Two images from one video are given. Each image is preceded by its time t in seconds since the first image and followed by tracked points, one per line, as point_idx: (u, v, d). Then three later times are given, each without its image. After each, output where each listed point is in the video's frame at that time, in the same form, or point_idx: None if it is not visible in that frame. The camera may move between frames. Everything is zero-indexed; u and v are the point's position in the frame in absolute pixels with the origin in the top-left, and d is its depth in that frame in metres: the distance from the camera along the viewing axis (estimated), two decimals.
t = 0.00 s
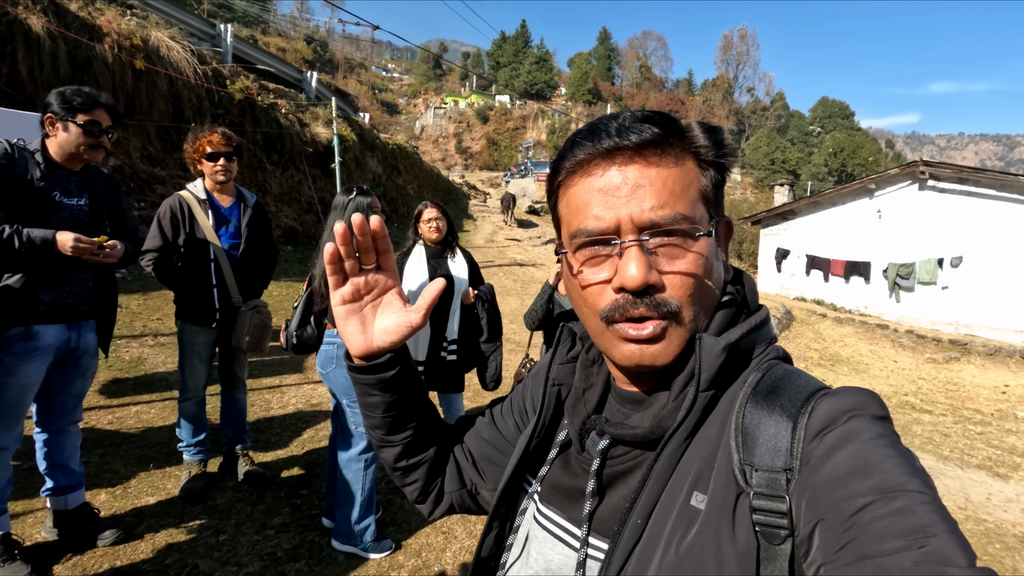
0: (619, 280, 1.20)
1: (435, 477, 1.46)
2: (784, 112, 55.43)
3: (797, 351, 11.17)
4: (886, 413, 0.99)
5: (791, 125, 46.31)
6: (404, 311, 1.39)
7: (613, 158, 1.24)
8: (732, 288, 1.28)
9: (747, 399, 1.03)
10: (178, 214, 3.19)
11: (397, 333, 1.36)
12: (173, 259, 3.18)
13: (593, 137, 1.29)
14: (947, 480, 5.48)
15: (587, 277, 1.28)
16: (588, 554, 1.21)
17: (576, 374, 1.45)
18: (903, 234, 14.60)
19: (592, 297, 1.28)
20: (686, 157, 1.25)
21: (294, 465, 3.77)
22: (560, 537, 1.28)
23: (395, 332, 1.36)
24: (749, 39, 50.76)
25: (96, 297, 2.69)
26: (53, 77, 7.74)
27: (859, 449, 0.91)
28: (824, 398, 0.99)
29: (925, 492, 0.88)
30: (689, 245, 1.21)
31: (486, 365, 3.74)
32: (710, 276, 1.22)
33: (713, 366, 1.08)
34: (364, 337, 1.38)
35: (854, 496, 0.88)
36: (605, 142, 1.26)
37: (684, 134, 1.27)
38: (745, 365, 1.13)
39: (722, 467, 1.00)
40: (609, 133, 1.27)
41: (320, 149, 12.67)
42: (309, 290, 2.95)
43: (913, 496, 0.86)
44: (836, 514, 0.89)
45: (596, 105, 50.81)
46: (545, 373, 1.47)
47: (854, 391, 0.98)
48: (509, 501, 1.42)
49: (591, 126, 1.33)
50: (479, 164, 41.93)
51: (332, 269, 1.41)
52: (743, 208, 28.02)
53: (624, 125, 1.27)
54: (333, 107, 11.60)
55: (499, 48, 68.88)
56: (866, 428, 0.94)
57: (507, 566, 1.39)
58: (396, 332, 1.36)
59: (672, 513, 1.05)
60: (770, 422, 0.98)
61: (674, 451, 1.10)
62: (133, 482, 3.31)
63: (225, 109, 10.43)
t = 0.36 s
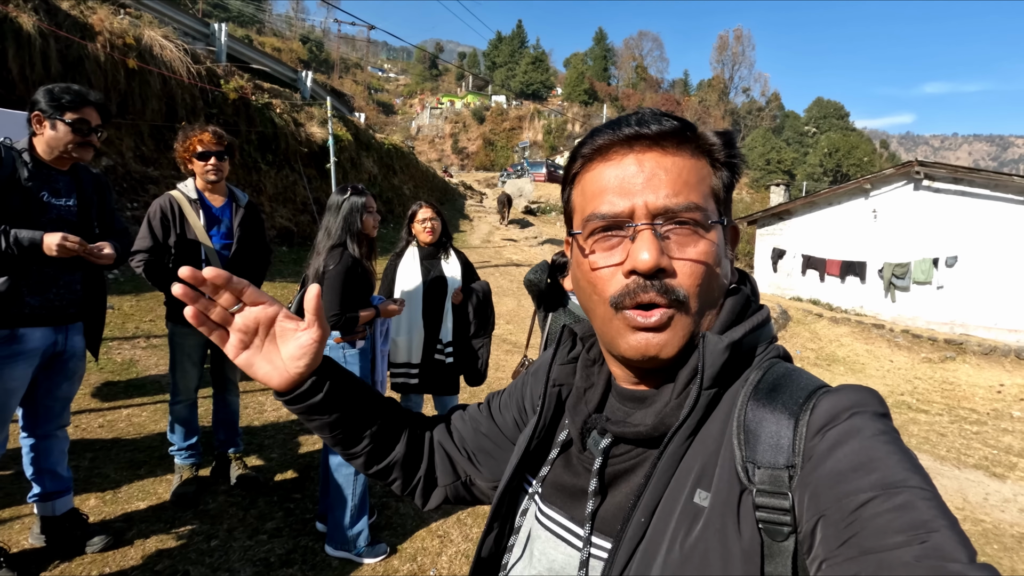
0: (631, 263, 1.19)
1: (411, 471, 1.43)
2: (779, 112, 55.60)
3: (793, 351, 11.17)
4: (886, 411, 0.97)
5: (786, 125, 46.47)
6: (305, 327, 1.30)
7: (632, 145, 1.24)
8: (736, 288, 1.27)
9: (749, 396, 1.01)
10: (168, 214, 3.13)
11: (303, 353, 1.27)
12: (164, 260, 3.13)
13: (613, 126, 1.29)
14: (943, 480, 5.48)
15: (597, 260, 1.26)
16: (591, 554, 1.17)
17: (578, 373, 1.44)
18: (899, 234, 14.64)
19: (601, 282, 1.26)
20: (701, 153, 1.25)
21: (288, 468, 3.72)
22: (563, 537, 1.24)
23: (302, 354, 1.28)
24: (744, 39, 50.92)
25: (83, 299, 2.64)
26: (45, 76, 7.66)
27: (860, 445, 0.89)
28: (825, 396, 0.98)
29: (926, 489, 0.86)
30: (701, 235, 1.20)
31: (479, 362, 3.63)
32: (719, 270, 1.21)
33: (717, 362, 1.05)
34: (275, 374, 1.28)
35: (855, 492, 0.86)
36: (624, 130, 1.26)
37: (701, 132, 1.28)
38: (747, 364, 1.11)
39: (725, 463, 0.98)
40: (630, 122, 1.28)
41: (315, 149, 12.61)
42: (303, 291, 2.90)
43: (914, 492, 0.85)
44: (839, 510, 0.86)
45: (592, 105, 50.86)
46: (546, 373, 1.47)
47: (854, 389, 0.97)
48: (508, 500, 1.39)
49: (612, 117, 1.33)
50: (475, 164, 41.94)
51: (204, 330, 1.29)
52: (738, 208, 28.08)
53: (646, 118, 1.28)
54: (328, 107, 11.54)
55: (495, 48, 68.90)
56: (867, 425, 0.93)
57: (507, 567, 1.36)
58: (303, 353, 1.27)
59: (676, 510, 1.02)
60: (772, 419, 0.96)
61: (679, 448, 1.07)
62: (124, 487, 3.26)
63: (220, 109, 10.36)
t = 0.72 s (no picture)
0: (619, 269, 1.18)
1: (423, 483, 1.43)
2: (776, 113, 55.71)
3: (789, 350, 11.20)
4: (881, 403, 0.96)
5: (782, 125, 46.58)
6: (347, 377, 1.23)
7: (614, 149, 1.23)
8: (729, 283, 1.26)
9: (743, 389, 1.01)
10: (163, 213, 3.13)
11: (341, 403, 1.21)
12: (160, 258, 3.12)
13: (595, 128, 1.28)
14: (940, 478, 5.50)
15: (585, 266, 1.26)
16: (586, 548, 1.19)
17: (573, 368, 1.46)
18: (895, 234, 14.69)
19: (591, 287, 1.26)
20: (686, 150, 1.23)
21: (284, 468, 3.70)
22: (558, 531, 1.26)
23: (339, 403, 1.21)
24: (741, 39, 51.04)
25: (79, 298, 2.62)
26: (39, 74, 7.61)
27: (856, 438, 0.88)
28: (819, 388, 0.96)
29: (919, 480, 0.85)
30: (688, 236, 1.19)
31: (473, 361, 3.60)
32: (710, 268, 1.20)
33: (710, 357, 1.05)
34: (308, 411, 1.24)
35: (849, 484, 0.86)
36: (606, 133, 1.25)
37: (685, 127, 1.26)
38: (741, 357, 1.10)
39: (719, 457, 0.98)
40: (611, 124, 1.26)
41: (311, 148, 12.58)
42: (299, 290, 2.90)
43: (908, 484, 0.84)
44: (832, 502, 0.86)
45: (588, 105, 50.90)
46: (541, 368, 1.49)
47: (848, 382, 0.95)
48: (505, 496, 1.40)
49: (595, 118, 1.32)
50: (472, 164, 41.96)
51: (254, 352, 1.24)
52: (735, 207, 28.15)
53: (626, 118, 1.26)
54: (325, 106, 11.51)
55: (492, 48, 68.91)
56: (862, 417, 0.91)
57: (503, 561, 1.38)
58: (340, 401, 1.21)
59: (670, 505, 1.01)
60: (767, 411, 0.95)
61: (673, 443, 1.06)
62: (119, 487, 3.24)
63: (216, 108, 10.32)
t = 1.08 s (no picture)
0: (615, 247, 1.21)
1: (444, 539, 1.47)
2: (771, 114, 55.91)
3: (785, 351, 11.24)
4: (862, 401, 0.99)
5: (779, 126, 46.70)
6: None
7: (623, 132, 1.25)
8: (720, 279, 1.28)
9: (727, 390, 1.03)
10: (161, 212, 3.13)
11: None
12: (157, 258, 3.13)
13: (606, 112, 1.30)
14: (935, 478, 5.53)
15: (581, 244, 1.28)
16: (575, 548, 1.23)
17: (557, 370, 1.56)
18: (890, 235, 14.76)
19: (585, 264, 1.28)
20: (690, 145, 1.26)
21: (283, 468, 3.71)
22: (547, 532, 1.32)
23: None
24: (737, 40, 51.21)
25: (78, 298, 2.62)
26: (36, 73, 7.59)
27: (837, 436, 0.91)
28: (802, 388, 0.99)
29: (901, 477, 0.88)
30: (685, 224, 1.21)
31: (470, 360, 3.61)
32: (703, 259, 1.22)
33: (695, 357, 1.08)
34: None
35: (832, 481, 0.88)
36: (616, 116, 1.27)
37: (691, 124, 1.28)
38: (724, 357, 1.14)
39: (704, 456, 0.99)
40: (622, 110, 1.28)
41: (309, 149, 12.57)
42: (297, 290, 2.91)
43: (889, 481, 0.86)
44: (816, 500, 0.88)
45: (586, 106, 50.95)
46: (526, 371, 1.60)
47: (832, 380, 0.98)
48: (494, 497, 1.52)
49: (607, 105, 1.34)
50: (469, 164, 42.01)
51: None
52: (732, 208, 28.25)
53: (638, 107, 1.29)
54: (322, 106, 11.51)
55: (490, 49, 68.93)
56: (844, 416, 0.94)
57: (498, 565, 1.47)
58: None
59: (656, 504, 1.02)
60: (751, 410, 0.97)
61: (657, 442, 1.08)
62: (117, 487, 3.24)
63: (213, 107, 10.30)
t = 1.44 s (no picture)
0: (590, 256, 1.20)
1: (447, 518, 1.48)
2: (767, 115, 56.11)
3: (784, 352, 11.25)
4: (864, 400, 0.95)
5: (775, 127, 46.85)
6: None
7: (585, 144, 1.26)
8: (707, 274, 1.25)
9: (726, 389, 1.00)
10: (160, 214, 3.06)
11: None
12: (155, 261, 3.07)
13: (567, 127, 1.31)
14: (936, 479, 5.53)
15: (560, 257, 1.29)
16: (577, 548, 1.21)
17: (559, 372, 1.54)
18: (887, 236, 14.80)
19: (567, 276, 1.28)
20: (656, 143, 1.25)
21: (282, 471, 3.66)
22: (552, 533, 1.29)
23: None
24: (734, 41, 51.36)
25: (72, 299, 2.57)
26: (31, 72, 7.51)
27: (838, 435, 0.87)
28: (802, 387, 0.96)
29: (902, 476, 0.84)
30: (658, 224, 1.20)
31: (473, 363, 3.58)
32: (685, 256, 1.20)
33: (690, 358, 1.05)
34: None
35: (829, 482, 0.85)
36: (576, 130, 1.27)
37: (656, 124, 1.27)
38: (721, 358, 1.11)
39: (702, 457, 0.97)
40: (583, 121, 1.29)
41: (306, 148, 12.52)
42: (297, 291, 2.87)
43: (888, 480, 0.83)
44: (814, 500, 0.85)
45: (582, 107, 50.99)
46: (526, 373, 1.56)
47: (831, 378, 0.95)
48: (498, 499, 1.47)
49: (569, 119, 1.35)
50: (466, 165, 41.98)
51: None
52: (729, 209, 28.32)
53: (597, 116, 1.29)
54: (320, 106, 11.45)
55: (486, 49, 68.92)
56: (844, 414, 0.90)
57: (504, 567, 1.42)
58: None
59: (656, 506, 1.00)
60: (750, 409, 0.94)
61: (656, 443, 1.06)
62: (113, 491, 3.19)
63: (210, 107, 10.25)
